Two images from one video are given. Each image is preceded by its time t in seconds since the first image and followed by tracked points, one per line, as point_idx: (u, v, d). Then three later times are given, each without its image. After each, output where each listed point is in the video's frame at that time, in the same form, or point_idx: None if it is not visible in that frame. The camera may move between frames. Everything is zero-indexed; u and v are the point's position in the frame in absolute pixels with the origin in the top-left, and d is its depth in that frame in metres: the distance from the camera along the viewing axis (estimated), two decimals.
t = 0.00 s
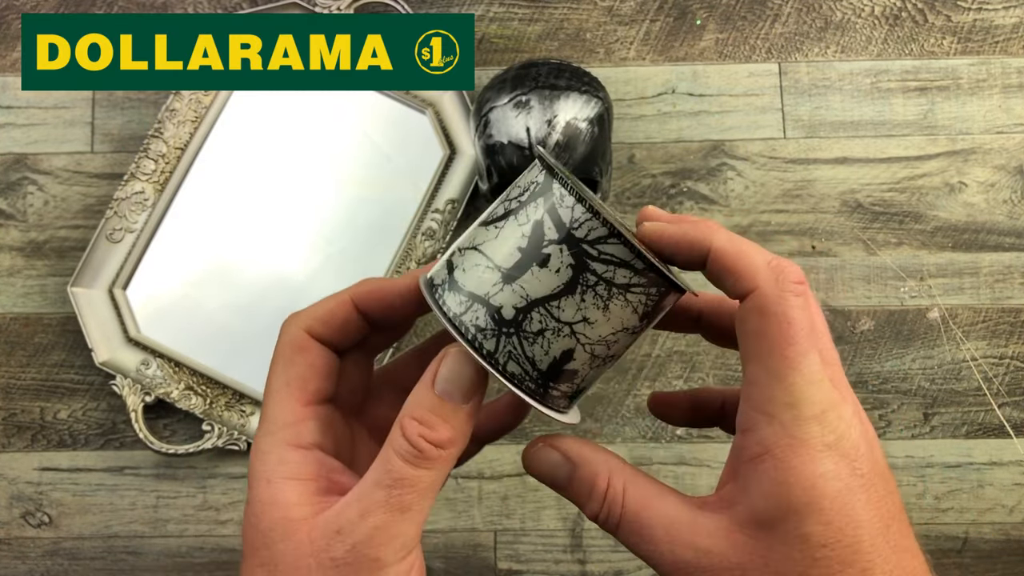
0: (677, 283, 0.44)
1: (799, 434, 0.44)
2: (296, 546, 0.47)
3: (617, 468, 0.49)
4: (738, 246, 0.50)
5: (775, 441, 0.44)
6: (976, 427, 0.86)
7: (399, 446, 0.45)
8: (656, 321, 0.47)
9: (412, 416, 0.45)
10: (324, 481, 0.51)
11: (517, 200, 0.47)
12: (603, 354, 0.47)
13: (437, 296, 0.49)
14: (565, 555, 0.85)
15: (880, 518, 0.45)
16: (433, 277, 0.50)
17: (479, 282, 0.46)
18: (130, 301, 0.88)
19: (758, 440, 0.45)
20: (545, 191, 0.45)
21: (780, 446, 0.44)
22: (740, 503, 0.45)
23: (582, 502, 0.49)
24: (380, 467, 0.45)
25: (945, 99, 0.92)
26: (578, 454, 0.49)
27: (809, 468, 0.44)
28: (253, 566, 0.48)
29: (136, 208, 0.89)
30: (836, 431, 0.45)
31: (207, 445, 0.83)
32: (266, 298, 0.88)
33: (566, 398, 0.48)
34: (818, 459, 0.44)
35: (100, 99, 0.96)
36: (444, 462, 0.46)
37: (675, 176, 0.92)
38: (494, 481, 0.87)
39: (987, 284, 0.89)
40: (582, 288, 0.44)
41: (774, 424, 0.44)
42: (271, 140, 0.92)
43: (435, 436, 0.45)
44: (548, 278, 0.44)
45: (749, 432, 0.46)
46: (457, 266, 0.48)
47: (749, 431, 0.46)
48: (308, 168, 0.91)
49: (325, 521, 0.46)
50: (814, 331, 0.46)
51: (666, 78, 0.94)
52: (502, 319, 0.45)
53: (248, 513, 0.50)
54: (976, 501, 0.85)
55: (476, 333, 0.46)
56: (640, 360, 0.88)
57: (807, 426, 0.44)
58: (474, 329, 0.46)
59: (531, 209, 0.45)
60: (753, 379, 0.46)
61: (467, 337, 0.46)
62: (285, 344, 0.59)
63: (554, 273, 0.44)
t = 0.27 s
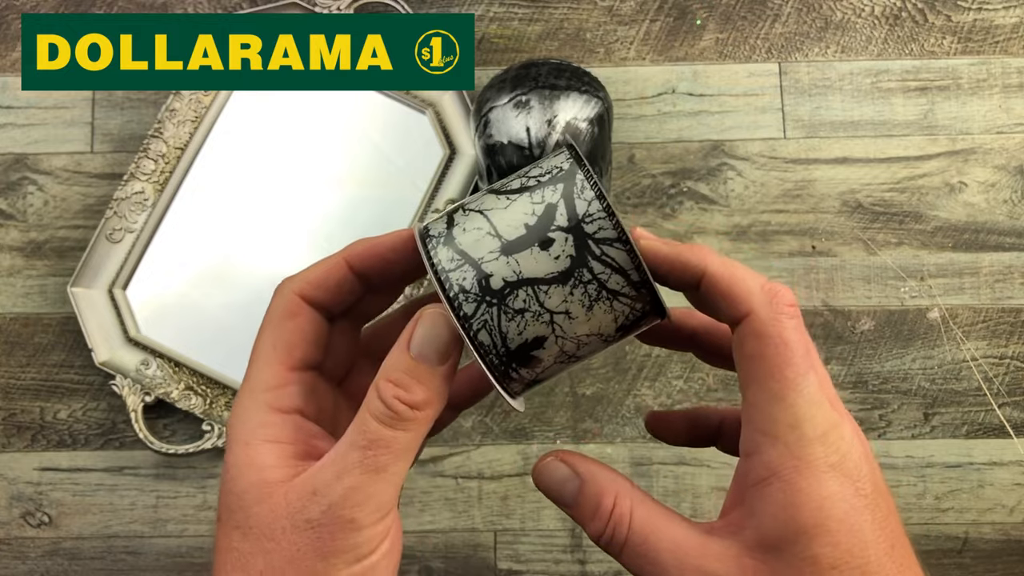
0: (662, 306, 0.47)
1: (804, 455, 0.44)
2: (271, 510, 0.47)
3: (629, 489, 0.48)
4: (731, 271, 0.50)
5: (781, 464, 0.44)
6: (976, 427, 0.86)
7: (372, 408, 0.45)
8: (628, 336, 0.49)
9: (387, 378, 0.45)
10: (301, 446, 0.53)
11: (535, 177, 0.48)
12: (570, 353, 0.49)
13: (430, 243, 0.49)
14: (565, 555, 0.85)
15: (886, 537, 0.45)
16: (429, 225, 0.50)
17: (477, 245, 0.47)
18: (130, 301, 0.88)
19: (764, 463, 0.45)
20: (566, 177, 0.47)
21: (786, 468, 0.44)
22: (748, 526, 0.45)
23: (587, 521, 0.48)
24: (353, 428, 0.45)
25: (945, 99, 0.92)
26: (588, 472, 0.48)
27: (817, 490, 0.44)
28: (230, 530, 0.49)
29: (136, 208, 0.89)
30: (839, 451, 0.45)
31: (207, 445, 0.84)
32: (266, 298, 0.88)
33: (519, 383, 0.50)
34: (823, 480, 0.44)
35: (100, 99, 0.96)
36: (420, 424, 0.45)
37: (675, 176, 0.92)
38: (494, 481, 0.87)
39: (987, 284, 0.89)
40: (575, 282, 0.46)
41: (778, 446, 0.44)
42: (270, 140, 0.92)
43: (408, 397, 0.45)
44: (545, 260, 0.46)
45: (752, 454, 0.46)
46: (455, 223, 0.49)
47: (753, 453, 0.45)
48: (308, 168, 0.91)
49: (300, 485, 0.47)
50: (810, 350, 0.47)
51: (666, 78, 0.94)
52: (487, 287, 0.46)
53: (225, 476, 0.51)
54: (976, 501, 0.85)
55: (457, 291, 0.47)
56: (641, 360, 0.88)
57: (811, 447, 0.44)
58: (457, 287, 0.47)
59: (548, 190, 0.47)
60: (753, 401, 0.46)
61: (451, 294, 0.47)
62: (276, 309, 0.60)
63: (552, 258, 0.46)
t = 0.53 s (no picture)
0: (661, 309, 0.48)
1: (807, 461, 0.44)
2: (270, 496, 0.47)
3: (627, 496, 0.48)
4: (735, 278, 0.51)
5: (783, 470, 0.44)
6: (976, 427, 0.86)
7: (373, 393, 0.45)
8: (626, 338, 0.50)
9: (387, 364, 0.45)
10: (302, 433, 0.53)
11: (546, 171, 0.48)
12: (566, 350, 0.49)
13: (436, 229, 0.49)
14: (565, 555, 0.85)
15: (886, 546, 0.45)
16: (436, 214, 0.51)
17: (482, 234, 0.47)
18: (130, 301, 0.88)
19: (766, 470, 0.45)
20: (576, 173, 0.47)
21: (789, 476, 0.44)
22: (750, 534, 0.45)
23: (588, 527, 0.48)
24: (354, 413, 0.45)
25: (945, 99, 0.92)
26: (591, 479, 0.49)
27: (819, 498, 0.44)
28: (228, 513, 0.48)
29: (135, 208, 0.88)
30: (841, 459, 0.45)
31: (207, 445, 0.83)
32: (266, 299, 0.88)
33: (515, 378, 0.50)
34: (825, 488, 0.44)
35: (100, 99, 0.95)
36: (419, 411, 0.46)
37: (675, 176, 0.92)
38: (494, 481, 0.87)
39: (987, 284, 0.89)
40: (578, 277, 0.46)
41: (781, 453, 0.45)
42: (271, 140, 0.92)
43: (407, 383, 0.45)
44: (548, 253, 0.46)
45: (755, 460, 0.46)
46: (461, 211, 0.49)
47: (755, 461, 0.45)
48: (308, 168, 0.91)
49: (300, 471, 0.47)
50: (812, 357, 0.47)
51: (666, 78, 0.94)
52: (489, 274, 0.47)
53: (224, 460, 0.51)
54: (976, 501, 0.85)
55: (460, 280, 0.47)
56: (641, 360, 0.88)
57: (813, 453, 0.44)
58: (461, 276, 0.47)
59: (557, 184, 0.47)
60: (755, 409, 0.46)
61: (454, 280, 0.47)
62: (282, 295, 0.60)
63: (556, 252, 0.46)
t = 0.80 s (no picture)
0: (659, 292, 0.47)
1: (822, 452, 0.44)
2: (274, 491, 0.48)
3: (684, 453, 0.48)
4: (735, 273, 0.51)
5: (798, 464, 0.44)
6: (976, 427, 0.86)
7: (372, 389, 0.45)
8: (630, 326, 0.49)
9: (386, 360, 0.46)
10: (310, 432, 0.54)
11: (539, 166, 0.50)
12: (568, 338, 0.48)
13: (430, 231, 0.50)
14: (565, 555, 0.85)
15: (900, 541, 0.44)
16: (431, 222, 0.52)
17: (476, 226, 0.48)
18: (130, 302, 0.88)
19: (781, 464, 0.45)
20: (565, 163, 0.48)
21: (804, 468, 0.44)
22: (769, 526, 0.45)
23: (632, 471, 0.48)
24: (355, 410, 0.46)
25: (945, 99, 0.92)
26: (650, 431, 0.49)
27: (834, 489, 0.44)
28: (234, 508, 0.50)
29: (135, 208, 0.88)
30: (855, 451, 0.45)
31: (207, 445, 0.83)
32: (266, 298, 0.88)
33: (520, 372, 0.49)
34: (840, 480, 0.44)
35: (100, 99, 0.95)
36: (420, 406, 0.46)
37: (675, 176, 0.92)
38: (494, 481, 0.87)
39: (987, 284, 0.89)
40: (570, 258, 0.46)
41: (794, 447, 0.45)
42: (271, 140, 0.92)
43: (406, 378, 0.45)
44: (540, 237, 0.47)
45: (769, 455, 0.46)
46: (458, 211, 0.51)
47: (769, 454, 0.46)
48: (308, 168, 0.91)
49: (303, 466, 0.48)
50: (817, 344, 0.47)
51: (666, 78, 0.94)
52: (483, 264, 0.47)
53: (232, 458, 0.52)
54: (976, 501, 0.85)
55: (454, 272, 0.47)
56: (641, 360, 0.88)
57: (826, 445, 0.44)
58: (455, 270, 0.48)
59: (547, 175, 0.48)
60: (764, 404, 0.46)
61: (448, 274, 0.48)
62: (291, 296, 0.60)
63: (547, 235, 0.46)
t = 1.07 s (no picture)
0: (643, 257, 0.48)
1: (825, 454, 0.44)
2: (270, 467, 0.48)
3: (703, 445, 0.49)
4: (709, 285, 0.50)
5: (803, 466, 0.44)
6: (976, 427, 0.86)
7: (370, 368, 0.46)
8: (614, 297, 0.47)
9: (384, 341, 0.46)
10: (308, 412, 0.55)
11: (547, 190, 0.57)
12: (544, 290, 0.47)
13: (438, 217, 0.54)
14: (565, 555, 0.85)
15: (906, 540, 0.44)
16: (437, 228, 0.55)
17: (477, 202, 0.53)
18: (130, 301, 0.88)
19: (785, 467, 0.45)
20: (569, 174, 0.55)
21: (810, 470, 0.44)
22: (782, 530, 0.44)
23: (650, 463, 0.48)
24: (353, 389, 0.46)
25: (945, 99, 0.92)
26: (671, 424, 0.50)
27: (841, 490, 0.44)
28: (228, 483, 0.50)
29: (135, 208, 0.88)
30: (858, 450, 0.45)
31: (207, 445, 0.83)
32: (266, 298, 0.88)
33: (493, 328, 0.46)
34: (845, 481, 0.44)
35: (100, 99, 0.95)
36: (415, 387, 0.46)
37: (675, 176, 0.92)
38: (494, 481, 0.87)
39: (987, 284, 0.89)
40: (558, 209, 0.49)
41: (796, 450, 0.45)
42: (271, 139, 0.92)
43: (401, 358, 0.45)
44: (533, 198, 0.50)
45: (773, 459, 0.46)
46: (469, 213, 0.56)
47: (774, 460, 0.46)
48: (308, 168, 0.91)
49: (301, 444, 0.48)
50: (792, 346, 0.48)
51: (666, 78, 0.94)
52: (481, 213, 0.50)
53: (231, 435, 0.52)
54: (976, 501, 0.85)
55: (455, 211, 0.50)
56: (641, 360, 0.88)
57: (828, 446, 0.44)
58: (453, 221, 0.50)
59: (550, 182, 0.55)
60: (759, 412, 0.46)
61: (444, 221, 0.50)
62: (305, 284, 0.60)
63: (540, 197, 0.50)
